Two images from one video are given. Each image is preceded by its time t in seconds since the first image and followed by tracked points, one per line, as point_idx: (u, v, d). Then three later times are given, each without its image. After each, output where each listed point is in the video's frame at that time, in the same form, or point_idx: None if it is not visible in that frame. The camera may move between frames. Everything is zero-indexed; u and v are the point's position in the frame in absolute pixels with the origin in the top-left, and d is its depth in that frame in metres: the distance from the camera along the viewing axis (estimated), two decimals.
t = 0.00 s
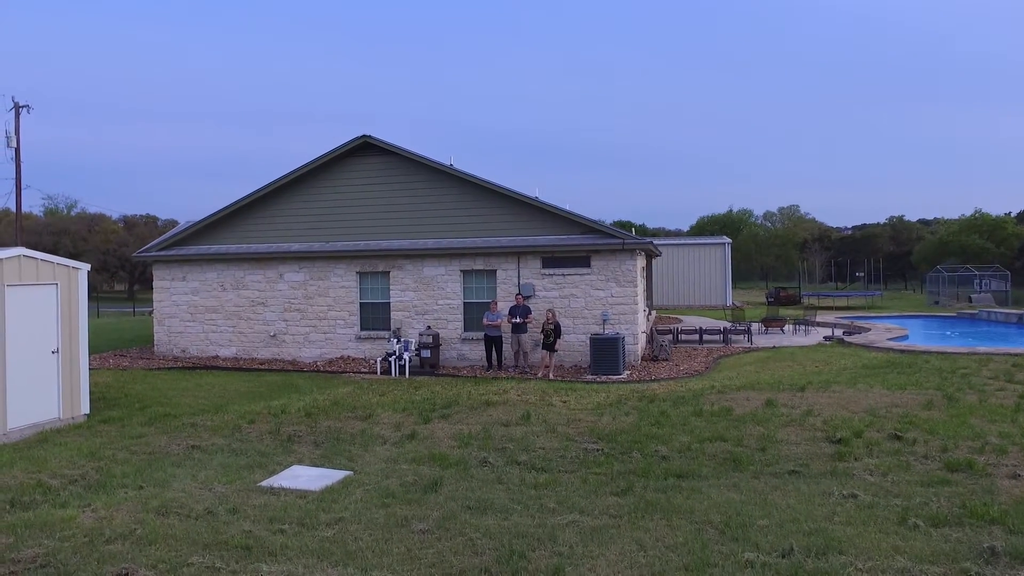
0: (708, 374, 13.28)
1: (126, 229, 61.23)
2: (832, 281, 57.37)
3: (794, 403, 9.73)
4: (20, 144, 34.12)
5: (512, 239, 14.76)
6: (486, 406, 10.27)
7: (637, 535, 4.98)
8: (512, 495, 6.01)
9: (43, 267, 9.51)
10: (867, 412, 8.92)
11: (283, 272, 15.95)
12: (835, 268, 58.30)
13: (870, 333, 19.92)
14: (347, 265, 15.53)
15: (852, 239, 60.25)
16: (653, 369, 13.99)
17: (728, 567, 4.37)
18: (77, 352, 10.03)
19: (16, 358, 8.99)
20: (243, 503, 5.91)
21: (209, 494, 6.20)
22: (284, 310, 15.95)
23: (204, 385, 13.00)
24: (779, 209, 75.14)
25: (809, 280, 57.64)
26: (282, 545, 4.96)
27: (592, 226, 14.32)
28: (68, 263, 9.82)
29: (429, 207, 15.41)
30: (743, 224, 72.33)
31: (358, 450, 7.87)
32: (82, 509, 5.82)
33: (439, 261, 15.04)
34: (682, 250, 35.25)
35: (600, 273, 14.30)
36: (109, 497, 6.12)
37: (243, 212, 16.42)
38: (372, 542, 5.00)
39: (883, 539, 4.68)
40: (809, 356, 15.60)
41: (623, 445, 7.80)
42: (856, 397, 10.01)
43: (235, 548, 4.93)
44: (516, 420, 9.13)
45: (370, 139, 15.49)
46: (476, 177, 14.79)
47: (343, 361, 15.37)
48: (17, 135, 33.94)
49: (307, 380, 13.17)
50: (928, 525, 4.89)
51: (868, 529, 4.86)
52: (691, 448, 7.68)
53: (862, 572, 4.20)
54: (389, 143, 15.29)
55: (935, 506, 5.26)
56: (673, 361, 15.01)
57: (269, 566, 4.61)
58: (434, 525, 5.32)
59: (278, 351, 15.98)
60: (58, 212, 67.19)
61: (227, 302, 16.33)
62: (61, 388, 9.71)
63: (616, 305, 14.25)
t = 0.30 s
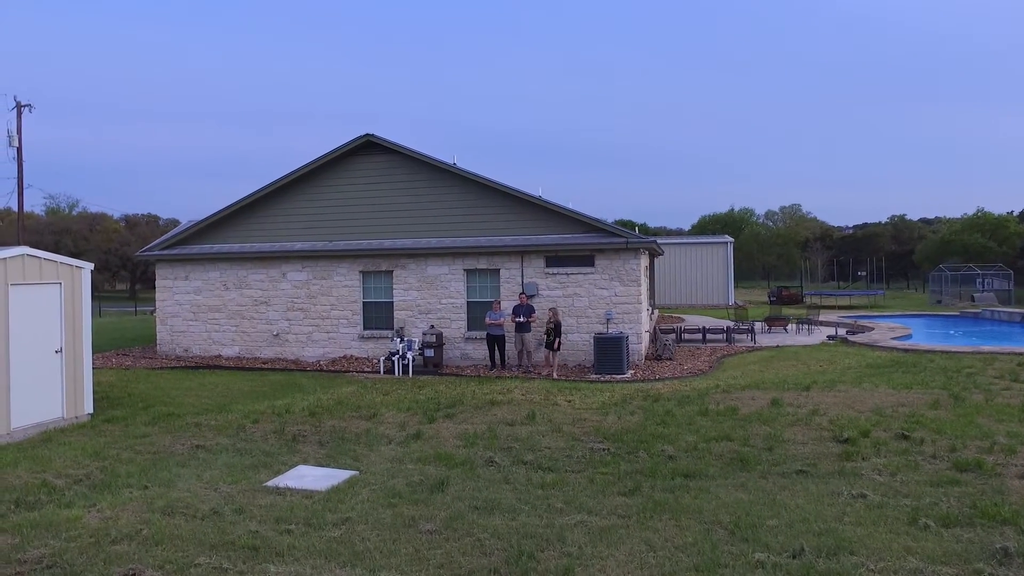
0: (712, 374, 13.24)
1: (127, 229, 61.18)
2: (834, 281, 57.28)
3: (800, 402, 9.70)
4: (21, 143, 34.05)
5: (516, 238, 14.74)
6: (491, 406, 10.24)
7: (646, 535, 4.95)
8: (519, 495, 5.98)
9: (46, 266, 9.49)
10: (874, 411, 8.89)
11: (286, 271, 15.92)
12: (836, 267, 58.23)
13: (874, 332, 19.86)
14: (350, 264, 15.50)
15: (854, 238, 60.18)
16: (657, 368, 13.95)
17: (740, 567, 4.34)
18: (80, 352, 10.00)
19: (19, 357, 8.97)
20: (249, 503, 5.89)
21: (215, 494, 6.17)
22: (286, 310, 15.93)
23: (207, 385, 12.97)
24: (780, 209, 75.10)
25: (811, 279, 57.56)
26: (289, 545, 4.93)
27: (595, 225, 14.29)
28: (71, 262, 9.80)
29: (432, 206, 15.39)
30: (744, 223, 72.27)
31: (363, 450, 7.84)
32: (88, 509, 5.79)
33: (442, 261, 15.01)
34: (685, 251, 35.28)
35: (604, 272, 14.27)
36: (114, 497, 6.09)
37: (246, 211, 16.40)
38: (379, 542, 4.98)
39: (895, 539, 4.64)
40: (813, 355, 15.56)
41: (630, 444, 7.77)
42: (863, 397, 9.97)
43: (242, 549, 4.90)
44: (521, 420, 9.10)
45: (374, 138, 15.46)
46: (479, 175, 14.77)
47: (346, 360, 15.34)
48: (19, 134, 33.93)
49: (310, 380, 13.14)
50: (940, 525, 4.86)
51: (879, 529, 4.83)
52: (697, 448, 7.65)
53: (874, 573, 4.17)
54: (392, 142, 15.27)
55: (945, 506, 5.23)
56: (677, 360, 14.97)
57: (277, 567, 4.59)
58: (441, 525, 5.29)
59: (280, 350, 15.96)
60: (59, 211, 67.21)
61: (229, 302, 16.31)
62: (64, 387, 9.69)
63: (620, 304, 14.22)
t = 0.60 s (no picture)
0: (717, 374, 13.17)
1: (128, 228, 61.11)
2: (835, 280, 57.18)
3: (807, 403, 9.63)
4: (22, 142, 33.97)
5: (519, 238, 14.67)
6: (496, 406, 10.17)
7: (657, 539, 4.88)
8: (527, 498, 5.91)
9: (48, 266, 9.43)
10: (882, 412, 8.81)
11: (289, 270, 15.85)
12: (838, 267, 58.14)
13: (878, 331, 19.78)
14: (353, 264, 15.43)
15: (856, 237, 60.10)
16: (661, 368, 13.87)
17: (753, 572, 4.28)
18: (83, 352, 9.93)
19: (21, 357, 8.91)
20: (254, 506, 5.82)
21: (219, 497, 6.10)
22: (289, 309, 15.86)
23: (209, 385, 12.90)
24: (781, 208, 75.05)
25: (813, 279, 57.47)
26: (294, 550, 4.87)
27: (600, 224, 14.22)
28: (73, 262, 9.73)
29: (435, 205, 15.32)
30: (745, 222, 72.21)
31: (368, 451, 7.77)
32: (90, 513, 5.72)
33: (446, 260, 14.94)
34: (686, 251, 35.05)
35: (608, 271, 14.20)
36: (117, 500, 6.02)
37: (249, 210, 16.34)
38: (387, 546, 4.91)
39: (910, 543, 4.57)
40: (818, 355, 15.47)
41: (637, 446, 7.69)
42: (871, 397, 9.90)
43: (247, 553, 4.83)
44: (526, 421, 9.02)
45: (376, 137, 15.40)
46: (482, 175, 14.70)
47: (349, 361, 15.27)
48: (20, 133, 33.86)
49: (313, 380, 13.08)
50: (956, 530, 4.78)
51: (893, 533, 4.75)
52: (706, 449, 7.57)
53: None
54: (395, 141, 15.20)
55: (960, 510, 5.16)
56: (681, 360, 14.90)
57: (283, 572, 4.52)
58: (449, 529, 5.22)
59: (283, 350, 15.90)
60: (60, 211, 67.16)
61: (232, 301, 16.24)
62: (66, 387, 9.62)
63: (624, 304, 14.15)
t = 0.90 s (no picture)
0: (726, 378, 12.80)
1: (126, 228, 60.71)
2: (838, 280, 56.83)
3: (823, 410, 9.25)
4: (19, 142, 33.63)
5: (523, 238, 14.30)
6: (500, 413, 9.80)
7: (679, 565, 4.50)
8: (536, 517, 5.53)
9: (35, 267, 9.04)
10: (904, 420, 8.44)
11: (286, 271, 15.48)
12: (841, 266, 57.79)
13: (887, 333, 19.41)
14: (352, 265, 15.06)
15: (858, 237, 59.75)
16: (669, 372, 13.50)
17: None
18: (71, 356, 9.56)
19: (5, 363, 8.53)
20: (244, 526, 5.44)
21: (208, 515, 5.73)
22: (286, 311, 15.49)
23: (203, 390, 12.52)
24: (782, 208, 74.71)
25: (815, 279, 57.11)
26: None
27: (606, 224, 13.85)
28: (61, 263, 9.35)
29: (436, 204, 14.95)
30: (747, 222, 71.86)
31: (367, 462, 7.39)
32: (69, 533, 5.34)
33: (447, 260, 14.57)
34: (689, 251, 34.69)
35: (613, 272, 13.82)
36: (99, 518, 5.65)
37: (245, 210, 15.97)
38: (387, 573, 4.53)
39: (957, 572, 4.19)
40: (829, 358, 15.09)
41: (650, 457, 7.32)
42: (889, 403, 9.52)
43: None
44: (532, 429, 8.64)
45: (376, 135, 15.02)
46: (485, 173, 14.33)
47: (348, 364, 14.90)
48: (15, 132, 33.47)
49: (311, 385, 12.70)
50: (1005, 556, 4.40)
51: (937, 560, 4.37)
52: (722, 460, 7.20)
53: None
54: (395, 138, 14.83)
55: (1005, 532, 4.78)
56: (688, 363, 14.53)
57: None
58: (453, 552, 4.85)
59: (280, 353, 15.52)
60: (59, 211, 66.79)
61: (228, 303, 15.87)
62: (53, 394, 9.25)
63: (630, 306, 13.77)
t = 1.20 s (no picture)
0: (741, 384, 12.16)
1: (123, 227, 60.08)
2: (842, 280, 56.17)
3: (852, 422, 8.61)
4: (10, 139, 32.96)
5: (527, 237, 13.66)
6: (504, 424, 9.17)
7: None
8: (550, 553, 4.89)
9: (4, 269, 8.39)
10: (942, 434, 7.79)
11: (280, 272, 14.84)
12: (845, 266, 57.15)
13: (902, 335, 18.76)
14: (348, 265, 14.42)
15: (862, 237, 59.11)
16: (680, 378, 12.86)
17: None
18: (44, 364, 8.91)
19: None
20: (218, 564, 4.80)
21: (179, 550, 5.09)
22: (280, 314, 14.85)
23: (191, 397, 11.87)
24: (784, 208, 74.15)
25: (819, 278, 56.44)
26: None
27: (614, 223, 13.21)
28: (34, 264, 8.70)
29: (436, 202, 14.30)
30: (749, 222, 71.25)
31: (360, 483, 6.75)
32: (18, 573, 4.69)
33: (447, 261, 13.93)
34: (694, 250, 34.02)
35: (622, 273, 13.18)
36: (56, 553, 5.00)
37: (238, 208, 15.33)
38: None
39: None
40: (846, 362, 14.44)
41: (670, 478, 6.67)
42: (922, 414, 8.87)
43: None
44: (539, 444, 8.00)
45: (374, 129, 14.37)
46: (487, 169, 13.68)
47: (344, 368, 14.26)
48: (6, 129, 32.82)
49: (304, 392, 12.06)
50: None
51: None
52: (750, 482, 6.55)
53: None
54: (393, 133, 14.18)
55: None
56: (700, 369, 13.88)
57: None
58: None
59: (273, 357, 14.89)
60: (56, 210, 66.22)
61: (220, 305, 15.23)
62: (24, 404, 8.60)
63: (640, 308, 13.13)
